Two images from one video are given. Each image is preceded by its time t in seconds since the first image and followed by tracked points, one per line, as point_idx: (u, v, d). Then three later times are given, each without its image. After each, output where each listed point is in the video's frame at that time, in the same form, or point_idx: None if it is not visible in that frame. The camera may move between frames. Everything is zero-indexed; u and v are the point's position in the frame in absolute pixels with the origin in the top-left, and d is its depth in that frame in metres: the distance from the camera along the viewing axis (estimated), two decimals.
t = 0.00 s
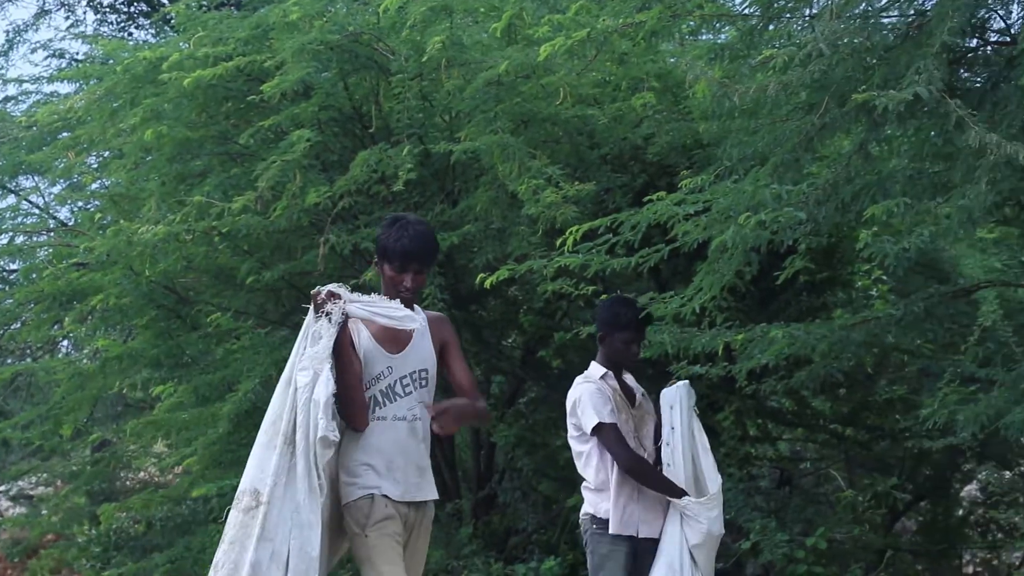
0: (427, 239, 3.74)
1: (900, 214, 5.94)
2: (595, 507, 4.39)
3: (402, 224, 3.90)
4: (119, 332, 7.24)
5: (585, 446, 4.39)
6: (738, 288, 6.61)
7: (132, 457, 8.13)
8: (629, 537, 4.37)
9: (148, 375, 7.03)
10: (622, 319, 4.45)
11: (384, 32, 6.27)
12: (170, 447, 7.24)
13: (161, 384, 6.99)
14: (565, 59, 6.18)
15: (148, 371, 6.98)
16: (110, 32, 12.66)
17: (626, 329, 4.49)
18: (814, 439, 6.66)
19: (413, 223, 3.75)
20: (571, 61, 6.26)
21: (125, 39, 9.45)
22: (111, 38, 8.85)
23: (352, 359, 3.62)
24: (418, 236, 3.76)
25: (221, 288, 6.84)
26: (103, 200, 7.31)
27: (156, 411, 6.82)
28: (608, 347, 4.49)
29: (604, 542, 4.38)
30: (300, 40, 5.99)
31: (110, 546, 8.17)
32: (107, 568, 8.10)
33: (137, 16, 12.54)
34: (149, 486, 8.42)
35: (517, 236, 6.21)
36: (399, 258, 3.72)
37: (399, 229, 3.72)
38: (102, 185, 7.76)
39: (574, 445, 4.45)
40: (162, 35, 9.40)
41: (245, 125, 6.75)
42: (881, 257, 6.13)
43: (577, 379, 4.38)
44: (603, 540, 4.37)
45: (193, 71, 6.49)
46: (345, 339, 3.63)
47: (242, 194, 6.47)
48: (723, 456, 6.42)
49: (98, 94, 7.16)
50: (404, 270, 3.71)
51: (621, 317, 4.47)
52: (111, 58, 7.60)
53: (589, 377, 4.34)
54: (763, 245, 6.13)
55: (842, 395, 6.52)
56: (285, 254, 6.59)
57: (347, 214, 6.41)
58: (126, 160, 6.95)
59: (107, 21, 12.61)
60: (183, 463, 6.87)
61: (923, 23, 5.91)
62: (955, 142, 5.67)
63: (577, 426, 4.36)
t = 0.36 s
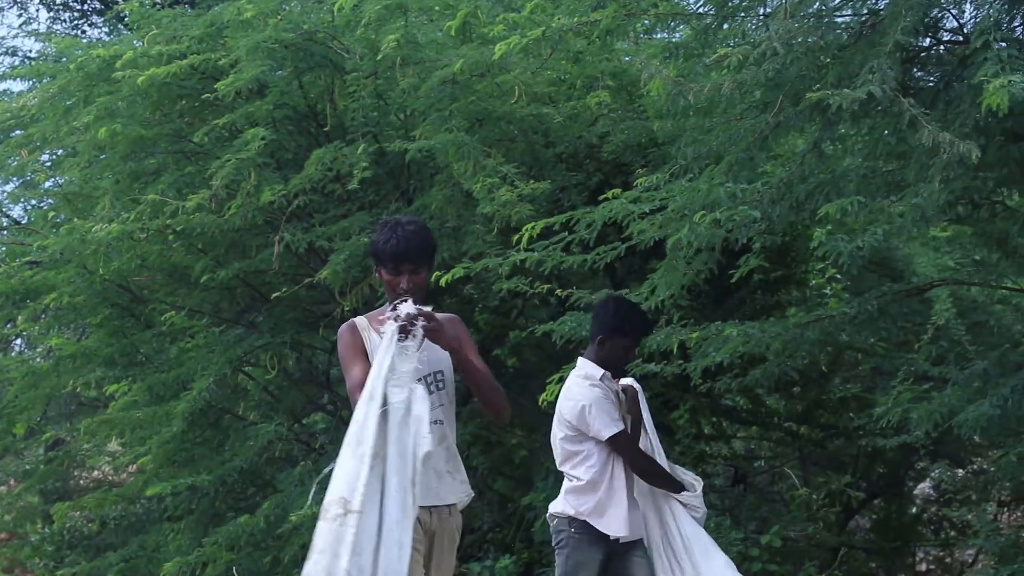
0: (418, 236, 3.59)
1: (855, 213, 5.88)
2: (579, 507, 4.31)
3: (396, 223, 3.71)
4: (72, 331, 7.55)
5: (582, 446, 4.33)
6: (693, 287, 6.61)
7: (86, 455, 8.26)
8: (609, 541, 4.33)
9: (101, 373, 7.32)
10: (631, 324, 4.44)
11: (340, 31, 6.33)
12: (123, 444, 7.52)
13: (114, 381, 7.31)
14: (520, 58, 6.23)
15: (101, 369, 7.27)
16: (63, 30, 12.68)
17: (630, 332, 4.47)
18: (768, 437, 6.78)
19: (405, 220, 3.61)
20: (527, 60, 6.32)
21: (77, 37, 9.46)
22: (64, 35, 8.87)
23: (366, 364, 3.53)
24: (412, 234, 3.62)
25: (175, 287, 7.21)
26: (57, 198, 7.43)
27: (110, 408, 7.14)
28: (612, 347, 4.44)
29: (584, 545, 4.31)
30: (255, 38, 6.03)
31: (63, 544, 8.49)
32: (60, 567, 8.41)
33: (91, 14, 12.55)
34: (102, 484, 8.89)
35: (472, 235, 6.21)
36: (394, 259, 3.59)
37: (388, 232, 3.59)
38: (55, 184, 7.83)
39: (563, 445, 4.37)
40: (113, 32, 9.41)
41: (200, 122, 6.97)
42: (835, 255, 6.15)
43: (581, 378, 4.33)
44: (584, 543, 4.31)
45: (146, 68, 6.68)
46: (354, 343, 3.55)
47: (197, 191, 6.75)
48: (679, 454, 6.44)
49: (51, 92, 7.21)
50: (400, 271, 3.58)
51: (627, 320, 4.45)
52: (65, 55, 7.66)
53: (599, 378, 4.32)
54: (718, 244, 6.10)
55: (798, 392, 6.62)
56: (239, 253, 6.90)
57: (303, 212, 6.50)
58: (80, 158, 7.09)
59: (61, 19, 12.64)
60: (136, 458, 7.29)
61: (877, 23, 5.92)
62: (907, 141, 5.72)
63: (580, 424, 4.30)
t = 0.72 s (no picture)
0: (431, 234, 3.27)
1: (813, 212, 5.90)
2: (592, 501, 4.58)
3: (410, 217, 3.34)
4: (30, 331, 7.64)
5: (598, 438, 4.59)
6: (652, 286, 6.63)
7: (44, 455, 8.30)
8: (624, 538, 4.59)
9: (59, 373, 7.42)
10: (663, 321, 5.08)
11: (298, 30, 6.34)
12: (83, 443, 7.62)
13: (73, 382, 7.41)
14: (480, 57, 6.24)
15: (60, 369, 7.37)
16: (21, 28, 12.63)
17: (658, 330, 5.08)
18: (728, 436, 6.76)
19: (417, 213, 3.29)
20: (486, 58, 6.30)
21: (34, 35, 9.43)
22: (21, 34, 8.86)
23: (385, 358, 3.30)
24: (424, 232, 3.28)
25: (133, 287, 7.29)
26: (14, 197, 7.48)
27: (69, 408, 7.25)
28: (642, 341, 5.07)
29: (595, 539, 4.59)
30: (213, 36, 6.02)
31: (20, 544, 8.55)
32: (17, 567, 8.47)
33: (48, 13, 12.50)
34: (61, 482, 8.98)
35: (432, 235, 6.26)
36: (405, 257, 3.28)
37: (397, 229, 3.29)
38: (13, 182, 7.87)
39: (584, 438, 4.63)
40: (70, 32, 9.39)
41: (158, 121, 7.02)
42: (794, 254, 6.17)
43: (603, 376, 4.57)
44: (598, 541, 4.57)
45: (105, 67, 6.77)
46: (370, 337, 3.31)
47: (155, 190, 6.79)
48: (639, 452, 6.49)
49: (8, 91, 7.20)
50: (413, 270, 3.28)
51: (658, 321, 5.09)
52: (22, 55, 7.69)
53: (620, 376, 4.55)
54: (676, 243, 6.12)
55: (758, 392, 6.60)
56: (198, 251, 7.03)
57: (262, 211, 6.49)
58: (38, 156, 7.16)
59: (18, 17, 12.59)
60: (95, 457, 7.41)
61: (835, 22, 5.91)
62: (866, 140, 5.72)
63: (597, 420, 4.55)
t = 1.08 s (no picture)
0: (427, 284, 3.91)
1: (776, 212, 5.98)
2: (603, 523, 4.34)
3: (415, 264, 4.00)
4: None
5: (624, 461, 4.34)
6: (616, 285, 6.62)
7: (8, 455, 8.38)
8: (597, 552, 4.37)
9: (22, 373, 7.62)
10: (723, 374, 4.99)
11: (262, 29, 6.51)
12: (45, 442, 7.74)
13: (35, 382, 7.61)
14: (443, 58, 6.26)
15: (22, 369, 7.59)
16: None
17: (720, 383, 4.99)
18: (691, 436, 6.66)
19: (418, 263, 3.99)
20: (449, 59, 6.25)
21: None
22: None
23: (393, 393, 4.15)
24: (425, 280, 3.97)
25: (97, 286, 7.36)
26: None
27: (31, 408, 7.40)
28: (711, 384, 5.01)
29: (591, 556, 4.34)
30: (176, 36, 6.12)
31: None
32: None
33: (10, 11, 12.51)
34: (22, 482, 9.02)
35: (395, 234, 6.22)
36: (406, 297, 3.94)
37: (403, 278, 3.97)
38: None
39: (617, 462, 4.31)
40: (31, 29, 9.44)
41: (121, 121, 7.05)
42: (757, 254, 6.17)
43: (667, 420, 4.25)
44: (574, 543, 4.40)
45: (67, 66, 6.83)
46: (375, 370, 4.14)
47: (117, 190, 6.83)
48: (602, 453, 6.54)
49: None
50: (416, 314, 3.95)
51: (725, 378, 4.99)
52: None
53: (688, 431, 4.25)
54: (641, 243, 6.14)
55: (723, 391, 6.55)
56: (161, 251, 7.09)
57: (226, 210, 6.52)
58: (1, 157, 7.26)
59: None
60: (56, 458, 7.54)
61: (798, 23, 5.93)
62: (829, 140, 5.76)
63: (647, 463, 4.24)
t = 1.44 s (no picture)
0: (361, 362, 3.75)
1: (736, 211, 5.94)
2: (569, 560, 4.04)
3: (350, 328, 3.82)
4: None
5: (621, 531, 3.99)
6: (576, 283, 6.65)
7: None
8: None
9: None
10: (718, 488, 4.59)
11: (222, 28, 6.58)
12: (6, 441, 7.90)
13: None
14: (404, 55, 6.31)
15: None
16: None
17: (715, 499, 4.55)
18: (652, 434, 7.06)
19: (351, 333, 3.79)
20: (410, 58, 6.32)
21: None
22: None
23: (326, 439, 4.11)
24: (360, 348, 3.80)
25: (55, 284, 7.41)
26: None
27: None
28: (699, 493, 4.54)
29: None
30: (136, 34, 6.20)
31: None
32: None
33: None
34: None
35: (356, 233, 6.27)
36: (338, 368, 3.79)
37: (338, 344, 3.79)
38: None
39: (616, 520, 3.99)
40: None
41: (79, 119, 7.10)
42: (718, 253, 6.18)
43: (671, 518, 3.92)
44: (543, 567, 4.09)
45: (26, 65, 6.86)
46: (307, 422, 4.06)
47: (76, 189, 6.85)
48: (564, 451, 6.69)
49: None
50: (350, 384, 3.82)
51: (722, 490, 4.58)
52: None
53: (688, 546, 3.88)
54: (601, 242, 6.17)
55: (682, 390, 6.90)
56: (121, 250, 7.07)
57: (186, 210, 6.54)
58: None
59: None
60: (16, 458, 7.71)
61: (758, 22, 5.95)
62: (789, 139, 5.74)
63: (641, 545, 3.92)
